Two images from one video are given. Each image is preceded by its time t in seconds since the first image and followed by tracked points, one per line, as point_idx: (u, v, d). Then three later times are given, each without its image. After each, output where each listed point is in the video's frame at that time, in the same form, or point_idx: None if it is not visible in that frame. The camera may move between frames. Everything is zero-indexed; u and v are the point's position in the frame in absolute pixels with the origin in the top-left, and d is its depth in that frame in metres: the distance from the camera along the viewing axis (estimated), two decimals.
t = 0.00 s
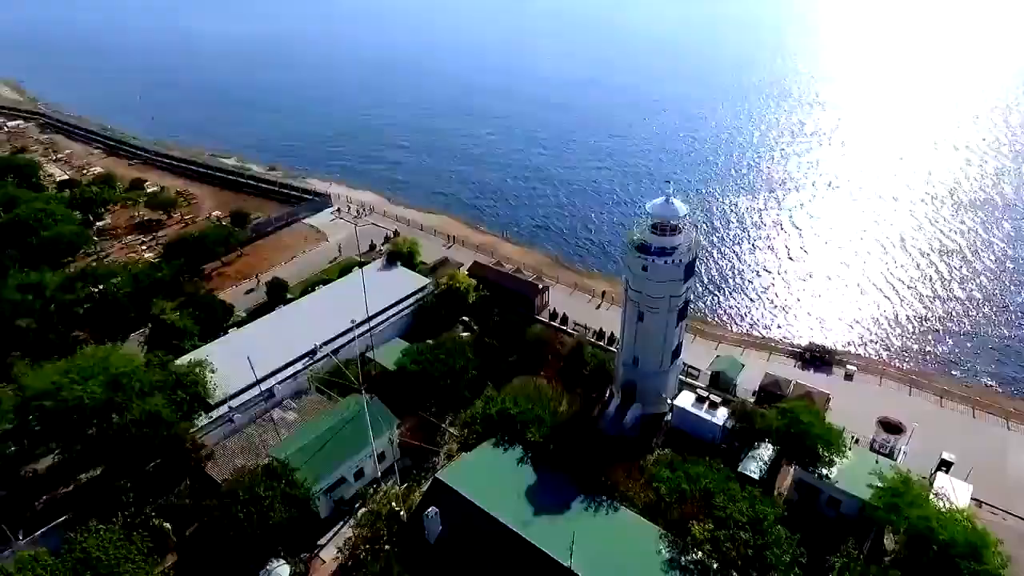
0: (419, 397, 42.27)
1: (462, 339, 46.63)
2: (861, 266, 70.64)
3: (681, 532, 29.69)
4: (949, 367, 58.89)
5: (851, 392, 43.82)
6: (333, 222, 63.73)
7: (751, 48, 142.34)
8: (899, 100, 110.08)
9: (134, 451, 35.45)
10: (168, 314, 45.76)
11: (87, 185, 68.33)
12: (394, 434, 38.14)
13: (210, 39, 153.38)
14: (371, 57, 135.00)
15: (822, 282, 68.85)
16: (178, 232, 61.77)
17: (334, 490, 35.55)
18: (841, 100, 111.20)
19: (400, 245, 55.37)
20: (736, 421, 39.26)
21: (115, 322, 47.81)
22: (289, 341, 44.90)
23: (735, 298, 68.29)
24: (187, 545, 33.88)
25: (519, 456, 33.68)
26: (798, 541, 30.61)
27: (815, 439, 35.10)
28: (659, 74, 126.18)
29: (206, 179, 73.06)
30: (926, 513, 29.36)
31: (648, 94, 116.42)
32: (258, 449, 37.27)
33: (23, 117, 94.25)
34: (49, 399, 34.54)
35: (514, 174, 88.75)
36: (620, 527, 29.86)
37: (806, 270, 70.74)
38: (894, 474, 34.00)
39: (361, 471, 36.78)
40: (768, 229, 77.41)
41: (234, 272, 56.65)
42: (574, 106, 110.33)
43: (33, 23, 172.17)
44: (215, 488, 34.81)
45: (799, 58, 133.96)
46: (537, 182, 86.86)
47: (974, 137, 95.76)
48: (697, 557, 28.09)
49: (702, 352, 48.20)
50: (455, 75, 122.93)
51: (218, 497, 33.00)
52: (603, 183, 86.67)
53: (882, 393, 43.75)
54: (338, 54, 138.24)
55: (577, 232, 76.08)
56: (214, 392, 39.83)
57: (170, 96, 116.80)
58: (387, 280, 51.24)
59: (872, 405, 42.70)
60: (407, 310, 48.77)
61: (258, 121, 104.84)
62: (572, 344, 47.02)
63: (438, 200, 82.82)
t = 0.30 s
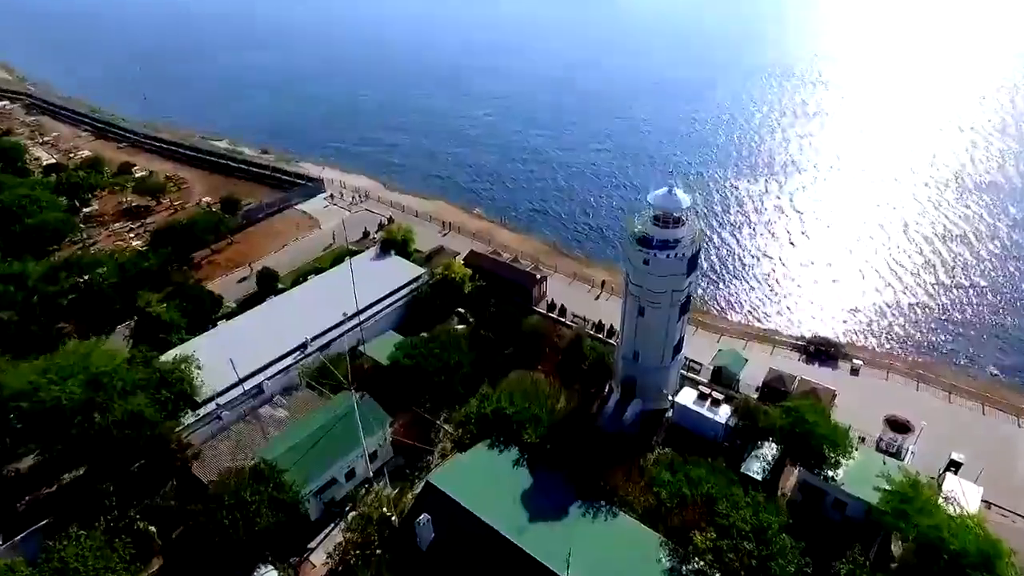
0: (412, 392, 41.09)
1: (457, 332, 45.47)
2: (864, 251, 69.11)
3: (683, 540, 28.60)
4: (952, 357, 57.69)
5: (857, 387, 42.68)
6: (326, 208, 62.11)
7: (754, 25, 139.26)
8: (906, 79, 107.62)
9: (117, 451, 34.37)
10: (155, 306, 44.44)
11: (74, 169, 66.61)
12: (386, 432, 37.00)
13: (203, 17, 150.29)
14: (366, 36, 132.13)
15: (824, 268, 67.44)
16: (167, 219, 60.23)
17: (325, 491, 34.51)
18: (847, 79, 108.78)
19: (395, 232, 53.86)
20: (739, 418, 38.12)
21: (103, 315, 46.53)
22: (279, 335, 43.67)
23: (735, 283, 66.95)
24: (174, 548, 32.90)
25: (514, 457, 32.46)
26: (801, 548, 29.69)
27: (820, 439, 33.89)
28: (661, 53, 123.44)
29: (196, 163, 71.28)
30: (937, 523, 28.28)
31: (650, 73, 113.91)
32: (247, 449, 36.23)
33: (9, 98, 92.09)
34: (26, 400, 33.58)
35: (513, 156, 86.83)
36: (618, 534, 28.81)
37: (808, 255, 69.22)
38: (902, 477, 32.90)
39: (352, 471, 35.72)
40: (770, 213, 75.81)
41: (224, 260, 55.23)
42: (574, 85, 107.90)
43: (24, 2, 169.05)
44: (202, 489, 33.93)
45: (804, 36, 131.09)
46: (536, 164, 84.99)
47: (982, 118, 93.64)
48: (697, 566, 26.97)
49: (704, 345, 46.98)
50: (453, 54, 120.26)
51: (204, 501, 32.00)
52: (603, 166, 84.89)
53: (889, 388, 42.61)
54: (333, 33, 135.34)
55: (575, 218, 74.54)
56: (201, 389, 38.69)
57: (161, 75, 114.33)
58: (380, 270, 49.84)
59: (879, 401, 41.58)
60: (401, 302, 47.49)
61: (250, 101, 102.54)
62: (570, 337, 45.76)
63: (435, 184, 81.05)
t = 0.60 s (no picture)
0: (405, 389, 39.87)
1: (452, 326, 44.21)
2: (868, 237, 67.59)
3: (684, 551, 27.63)
4: (956, 346, 56.48)
5: (863, 384, 41.46)
6: (318, 195, 60.40)
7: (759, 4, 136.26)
8: (913, 58, 105.20)
9: (98, 455, 33.11)
10: (140, 299, 43.04)
11: (59, 154, 64.80)
12: (378, 433, 35.93)
13: None
14: (362, 17, 129.44)
15: (827, 254, 66.02)
16: (155, 206, 58.58)
17: (313, 495, 33.50)
18: (852, 58, 106.38)
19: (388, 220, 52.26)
20: (742, 418, 36.99)
21: (86, 308, 45.13)
22: (269, 329, 42.35)
23: (736, 268, 65.50)
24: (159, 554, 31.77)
25: (510, 462, 31.29)
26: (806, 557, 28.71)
27: (826, 443, 32.75)
28: (662, 32, 120.79)
29: (185, 147, 69.42)
30: (949, 534, 27.36)
31: (651, 53, 111.37)
32: (233, 451, 35.18)
33: None
34: None
35: (509, 139, 84.88)
36: (616, 544, 27.77)
37: (810, 241, 67.73)
38: (911, 482, 31.84)
39: (343, 472, 34.68)
40: (772, 197, 74.16)
41: (213, 250, 53.73)
42: (574, 66, 105.62)
43: None
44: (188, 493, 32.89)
45: (809, 14, 128.24)
46: (534, 148, 83.13)
47: (990, 99, 91.52)
48: None
49: (706, 339, 45.75)
50: (449, 35, 117.81)
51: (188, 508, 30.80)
52: (603, 150, 83.06)
53: (895, 385, 41.42)
54: (328, 13, 132.61)
55: (574, 204, 72.94)
56: (186, 388, 37.47)
57: (151, 56, 111.84)
58: (373, 260, 48.38)
59: (885, 399, 40.42)
60: (394, 294, 46.11)
61: (242, 82, 100.20)
62: (568, 330, 44.43)
63: (431, 168, 79.19)
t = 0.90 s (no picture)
0: (398, 389, 38.94)
1: (446, 321, 42.92)
2: (871, 222, 66.08)
3: (686, 564, 26.65)
4: (960, 335, 55.22)
5: (869, 381, 40.28)
6: (310, 181, 58.69)
7: None
8: (921, 36, 102.58)
9: (77, 459, 31.97)
10: (123, 294, 41.63)
11: (43, 138, 62.90)
12: (369, 435, 34.92)
13: None
14: None
15: (830, 239, 64.50)
16: (141, 193, 56.93)
17: (302, 500, 32.44)
18: (857, 36, 103.79)
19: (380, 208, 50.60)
20: (745, 418, 35.86)
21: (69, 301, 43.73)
22: (257, 324, 41.09)
23: (737, 254, 63.96)
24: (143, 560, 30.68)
25: (503, 468, 30.16)
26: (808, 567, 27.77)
27: (832, 446, 31.56)
28: (664, 10, 117.84)
29: (173, 130, 67.46)
30: (961, 549, 26.37)
31: (653, 31, 108.59)
32: (219, 453, 34.03)
33: None
34: None
35: (506, 121, 82.74)
36: (614, 555, 26.75)
37: (811, 226, 66.24)
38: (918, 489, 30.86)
39: (332, 476, 33.61)
40: (774, 180, 72.41)
41: (201, 239, 52.19)
42: (573, 46, 103.01)
43: None
44: (172, 499, 31.87)
45: None
46: (532, 130, 81.09)
47: (1000, 78, 89.16)
48: None
49: (708, 333, 44.46)
50: (446, 13, 114.97)
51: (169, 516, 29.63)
52: (602, 132, 81.03)
53: (902, 382, 40.26)
54: None
55: (572, 189, 71.20)
56: (170, 388, 36.37)
57: (140, 35, 109.11)
58: (365, 251, 46.95)
59: (892, 397, 39.32)
60: (386, 287, 44.78)
61: (234, 61, 97.64)
62: (566, 324, 43.10)
63: (426, 151, 77.22)
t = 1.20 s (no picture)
0: (389, 387, 37.76)
1: (439, 316, 41.69)
2: (874, 207, 64.43)
3: None
4: (965, 325, 54.01)
5: (874, 379, 39.19)
6: (301, 167, 56.98)
7: None
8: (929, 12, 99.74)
9: (55, 466, 30.95)
10: (105, 288, 40.31)
11: (26, 122, 61.03)
12: (359, 437, 34.01)
13: None
14: None
15: (833, 225, 62.92)
16: (127, 180, 55.36)
17: (289, 506, 31.45)
18: (863, 13, 101.06)
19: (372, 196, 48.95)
20: (747, 420, 34.77)
21: (50, 295, 42.43)
22: (244, 321, 39.87)
23: (738, 240, 62.38)
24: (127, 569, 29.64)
25: (496, 477, 29.29)
26: None
27: (837, 454, 30.50)
28: None
29: (160, 113, 65.52)
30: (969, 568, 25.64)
31: (654, 9, 105.80)
32: (204, 457, 33.00)
33: None
34: None
35: (502, 102, 80.62)
36: (611, 568, 25.83)
37: (814, 211, 64.57)
38: (928, 497, 29.78)
39: (321, 480, 32.67)
40: (776, 162, 70.61)
41: (187, 228, 50.65)
42: (572, 24, 100.37)
43: None
44: (155, 506, 30.91)
45: None
46: (529, 112, 79.09)
47: (1010, 56, 86.76)
48: None
49: (709, 326, 43.06)
50: None
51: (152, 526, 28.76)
52: (601, 114, 78.99)
53: (909, 381, 39.18)
54: None
55: (569, 173, 69.48)
56: (154, 388, 35.18)
57: (128, 12, 106.37)
58: (356, 243, 45.57)
59: (898, 397, 38.24)
60: (378, 280, 43.42)
61: (224, 39, 95.06)
62: (563, 319, 41.85)
63: (421, 133, 75.22)
